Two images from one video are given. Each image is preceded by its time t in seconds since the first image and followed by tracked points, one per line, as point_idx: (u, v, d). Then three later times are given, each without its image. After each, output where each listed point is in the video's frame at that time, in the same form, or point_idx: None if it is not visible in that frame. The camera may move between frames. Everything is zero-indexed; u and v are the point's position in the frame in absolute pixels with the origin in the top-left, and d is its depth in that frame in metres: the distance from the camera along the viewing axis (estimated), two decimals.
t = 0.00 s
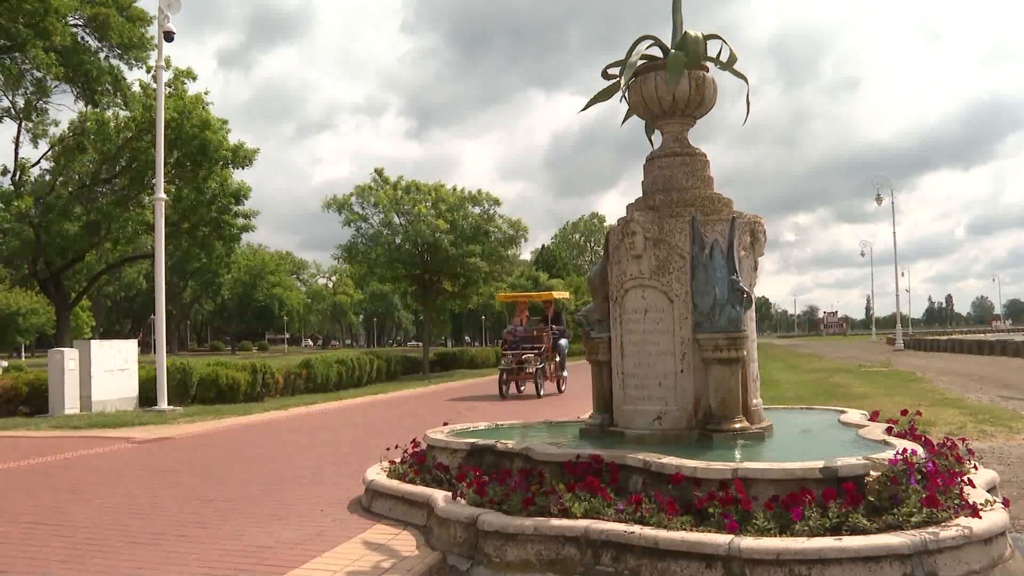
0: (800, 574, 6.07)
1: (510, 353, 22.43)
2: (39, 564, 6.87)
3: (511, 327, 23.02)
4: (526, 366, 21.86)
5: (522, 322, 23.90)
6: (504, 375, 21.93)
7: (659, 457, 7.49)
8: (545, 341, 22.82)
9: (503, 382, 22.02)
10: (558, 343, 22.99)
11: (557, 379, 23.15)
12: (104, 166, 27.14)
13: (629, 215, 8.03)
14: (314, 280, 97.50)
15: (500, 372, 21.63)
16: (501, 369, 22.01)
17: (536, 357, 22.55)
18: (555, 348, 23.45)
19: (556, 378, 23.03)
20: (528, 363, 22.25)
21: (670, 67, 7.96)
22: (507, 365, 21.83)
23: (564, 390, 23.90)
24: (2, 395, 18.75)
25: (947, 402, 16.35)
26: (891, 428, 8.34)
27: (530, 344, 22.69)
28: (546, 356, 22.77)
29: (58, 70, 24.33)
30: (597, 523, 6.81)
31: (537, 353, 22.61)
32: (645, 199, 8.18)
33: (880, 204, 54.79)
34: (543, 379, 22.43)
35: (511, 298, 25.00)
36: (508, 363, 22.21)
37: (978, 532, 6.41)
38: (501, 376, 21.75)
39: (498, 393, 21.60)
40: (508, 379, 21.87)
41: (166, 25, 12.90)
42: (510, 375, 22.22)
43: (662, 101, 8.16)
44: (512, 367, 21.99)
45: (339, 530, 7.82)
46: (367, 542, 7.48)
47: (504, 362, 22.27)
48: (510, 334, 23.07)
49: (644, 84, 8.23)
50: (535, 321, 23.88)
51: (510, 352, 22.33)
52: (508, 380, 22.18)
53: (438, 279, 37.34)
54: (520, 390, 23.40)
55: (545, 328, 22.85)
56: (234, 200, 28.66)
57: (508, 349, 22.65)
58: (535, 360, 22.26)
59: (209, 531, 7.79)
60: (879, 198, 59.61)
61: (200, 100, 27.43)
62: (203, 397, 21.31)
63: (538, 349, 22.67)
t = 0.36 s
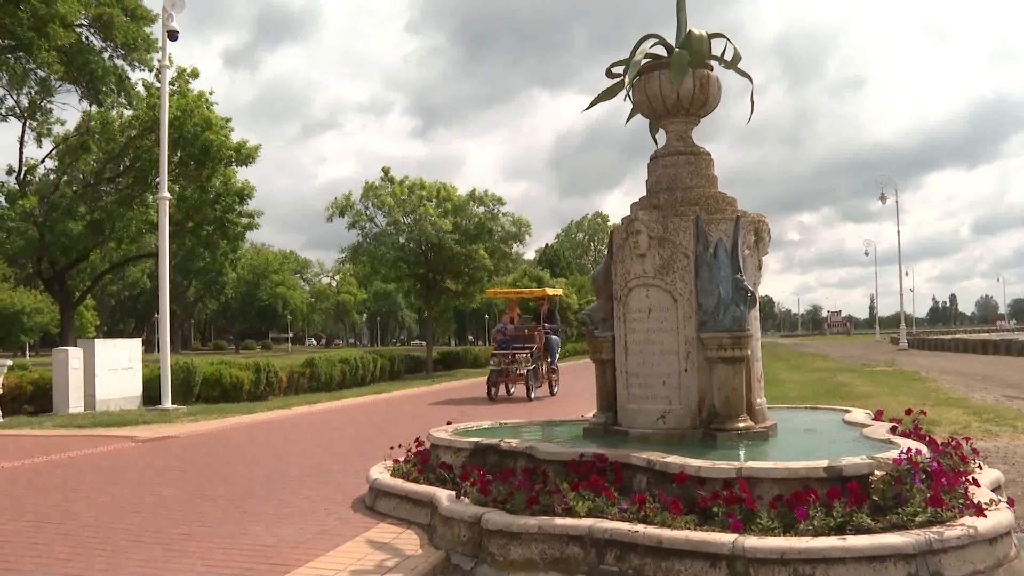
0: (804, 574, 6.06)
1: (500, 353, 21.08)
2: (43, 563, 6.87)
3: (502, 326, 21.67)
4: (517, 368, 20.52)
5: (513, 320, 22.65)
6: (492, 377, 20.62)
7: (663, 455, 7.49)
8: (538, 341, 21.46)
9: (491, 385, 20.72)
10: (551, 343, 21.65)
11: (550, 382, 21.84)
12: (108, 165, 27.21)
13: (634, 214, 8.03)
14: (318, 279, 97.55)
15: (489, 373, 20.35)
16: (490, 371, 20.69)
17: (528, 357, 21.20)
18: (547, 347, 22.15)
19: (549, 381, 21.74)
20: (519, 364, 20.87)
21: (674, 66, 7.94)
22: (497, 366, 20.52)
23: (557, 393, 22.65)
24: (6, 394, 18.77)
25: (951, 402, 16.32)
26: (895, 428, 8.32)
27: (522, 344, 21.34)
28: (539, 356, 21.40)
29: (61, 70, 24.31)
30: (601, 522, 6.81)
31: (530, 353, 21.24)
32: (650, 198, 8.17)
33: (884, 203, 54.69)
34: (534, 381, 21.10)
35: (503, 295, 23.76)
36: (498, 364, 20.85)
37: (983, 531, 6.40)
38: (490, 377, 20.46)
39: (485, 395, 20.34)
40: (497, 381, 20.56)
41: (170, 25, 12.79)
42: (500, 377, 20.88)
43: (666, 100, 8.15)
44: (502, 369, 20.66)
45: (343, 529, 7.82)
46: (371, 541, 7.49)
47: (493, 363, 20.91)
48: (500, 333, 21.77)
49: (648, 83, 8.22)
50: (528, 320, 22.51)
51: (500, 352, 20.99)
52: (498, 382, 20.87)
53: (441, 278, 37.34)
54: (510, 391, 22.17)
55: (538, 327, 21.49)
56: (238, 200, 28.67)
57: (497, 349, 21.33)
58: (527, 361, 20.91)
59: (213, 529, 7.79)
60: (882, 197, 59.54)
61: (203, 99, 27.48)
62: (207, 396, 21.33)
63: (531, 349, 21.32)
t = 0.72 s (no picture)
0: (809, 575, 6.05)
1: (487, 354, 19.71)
2: (47, 563, 6.87)
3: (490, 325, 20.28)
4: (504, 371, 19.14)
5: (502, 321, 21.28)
6: (479, 380, 19.26)
7: (667, 456, 7.49)
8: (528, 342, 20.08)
9: (478, 388, 19.38)
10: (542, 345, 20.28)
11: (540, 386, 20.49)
12: (111, 166, 27.27)
13: (638, 215, 8.03)
14: (321, 280, 97.58)
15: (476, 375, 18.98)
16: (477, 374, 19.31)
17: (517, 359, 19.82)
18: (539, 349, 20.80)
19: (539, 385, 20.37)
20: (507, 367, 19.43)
21: (679, 67, 7.92)
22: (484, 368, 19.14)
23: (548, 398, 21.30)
24: (10, 394, 18.78)
25: (955, 403, 16.30)
26: (900, 429, 8.30)
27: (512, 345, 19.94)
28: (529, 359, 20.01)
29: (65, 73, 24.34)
30: (605, 523, 6.81)
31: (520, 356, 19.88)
32: (653, 199, 8.16)
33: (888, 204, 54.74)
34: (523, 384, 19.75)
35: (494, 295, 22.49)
36: (484, 367, 19.42)
37: (989, 532, 6.40)
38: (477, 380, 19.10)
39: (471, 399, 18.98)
40: (485, 385, 19.16)
41: (174, 28, 12.64)
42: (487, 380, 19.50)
43: (670, 101, 8.13)
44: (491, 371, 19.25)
45: (347, 529, 7.82)
46: (375, 542, 7.48)
47: (479, 365, 19.54)
48: (488, 334, 20.37)
49: (652, 84, 8.19)
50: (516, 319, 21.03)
51: (487, 353, 19.61)
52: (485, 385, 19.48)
53: (445, 279, 37.32)
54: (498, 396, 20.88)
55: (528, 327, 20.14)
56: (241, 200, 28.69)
57: (484, 350, 19.97)
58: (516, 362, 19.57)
59: (217, 530, 7.79)
60: (886, 198, 59.52)
61: (206, 100, 27.52)
62: (211, 397, 21.32)
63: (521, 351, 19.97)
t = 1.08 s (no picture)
0: (821, 573, 6.04)
1: (479, 354, 18.49)
2: (58, 559, 6.91)
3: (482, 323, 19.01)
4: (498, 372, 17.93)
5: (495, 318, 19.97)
6: (470, 381, 18.06)
7: (678, 454, 7.48)
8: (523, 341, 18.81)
9: (469, 390, 18.19)
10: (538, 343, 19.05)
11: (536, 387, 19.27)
12: (121, 165, 27.35)
13: (648, 212, 8.03)
14: (330, 278, 97.75)
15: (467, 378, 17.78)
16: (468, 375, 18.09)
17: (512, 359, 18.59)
18: (535, 348, 19.54)
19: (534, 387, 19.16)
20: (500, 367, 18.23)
21: (688, 64, 7.89)
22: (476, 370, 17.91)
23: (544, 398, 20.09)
24: (22, 390, 18.89)
25: (966, 401, 16.23)
26: (911, 426, 8.26)
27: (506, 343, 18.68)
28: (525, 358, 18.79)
29: (76, 71, 24.46)
30: (616, 520, 6.81)
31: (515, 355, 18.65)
32: (664, 197, 8.15)
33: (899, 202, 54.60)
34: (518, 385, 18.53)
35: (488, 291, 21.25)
36: (476, 367, 18.25)
37: (1002, 531, 6.37)
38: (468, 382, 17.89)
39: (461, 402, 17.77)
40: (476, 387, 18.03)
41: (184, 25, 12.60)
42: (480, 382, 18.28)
43: (680, 98, 8.10)
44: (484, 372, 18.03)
45: (357, 526, 7.82)
46: (385, 538, 7.48)
47: (470, 366, 18.30)
48: (479, 332, 19.09)
49: (662, 81, 8.16)
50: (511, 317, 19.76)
51: (478, 353, 18.40)
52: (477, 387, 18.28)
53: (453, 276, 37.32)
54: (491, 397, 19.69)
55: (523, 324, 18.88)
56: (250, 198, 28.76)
57: (475, 349, 18.70)
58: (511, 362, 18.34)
59: (227, 526, 7.81)
60: (897, 196, 59.40)
61: (215, 99, 27.60)
62: (220, 395, 21.40)
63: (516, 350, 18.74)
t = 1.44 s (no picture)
0: (837, 573, 6.01)
1: (469, 356, 16.85)
2: (72, 559, 6.93)
3: (472, 322, 17.35)
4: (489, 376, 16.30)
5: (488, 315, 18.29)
6: (459, 386, 16.46)
7: (692, 454, 7.46)
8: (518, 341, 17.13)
9: (458, 395, 16.62)
10: (534, 344, 17.36)
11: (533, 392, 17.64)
12: (133, 167, 27.50)
13: (660, 212, 8.01)
14: (340, 278, 97.95)
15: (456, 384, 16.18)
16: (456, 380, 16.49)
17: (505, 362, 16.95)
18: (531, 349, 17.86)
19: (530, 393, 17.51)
20: (492, 371, 16.61)
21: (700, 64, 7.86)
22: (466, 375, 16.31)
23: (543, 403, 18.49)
24: (35, 391, 18.95)
25: (981, 401, 16.12)
26: (926, 426, 8.23)
27: (499, 345, 17.02)
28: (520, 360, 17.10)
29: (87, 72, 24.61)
30: (630, 520, 6.79)
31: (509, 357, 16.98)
32: (676, 196, 8.13)
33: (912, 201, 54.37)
34: (512, 390, 16.90)
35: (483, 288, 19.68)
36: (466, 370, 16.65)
37: (1019, 532, 6.33)
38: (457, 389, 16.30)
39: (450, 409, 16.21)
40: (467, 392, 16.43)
41: (195, 28, 12.59)
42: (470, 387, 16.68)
43: (693, 97, 8.07)
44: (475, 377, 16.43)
45: (370, 526, 7.81)
46: (398, 539, 7.48)
47: (459, 370, 16.68)
48: (471, 332, 17.43)
49: (674, 81, 8.14)
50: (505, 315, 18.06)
51: (469, 355, 16.76)
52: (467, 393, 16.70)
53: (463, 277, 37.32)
54: (485, 400, 18.21)
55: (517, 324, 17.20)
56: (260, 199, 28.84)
57: (466, 351, 17.09)
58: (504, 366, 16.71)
59: (240, 527, 7.82)
60: (910, 195, 59.10)
61: (226, 101, 27.67)
62: (231, 396, 21.45)
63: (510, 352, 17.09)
